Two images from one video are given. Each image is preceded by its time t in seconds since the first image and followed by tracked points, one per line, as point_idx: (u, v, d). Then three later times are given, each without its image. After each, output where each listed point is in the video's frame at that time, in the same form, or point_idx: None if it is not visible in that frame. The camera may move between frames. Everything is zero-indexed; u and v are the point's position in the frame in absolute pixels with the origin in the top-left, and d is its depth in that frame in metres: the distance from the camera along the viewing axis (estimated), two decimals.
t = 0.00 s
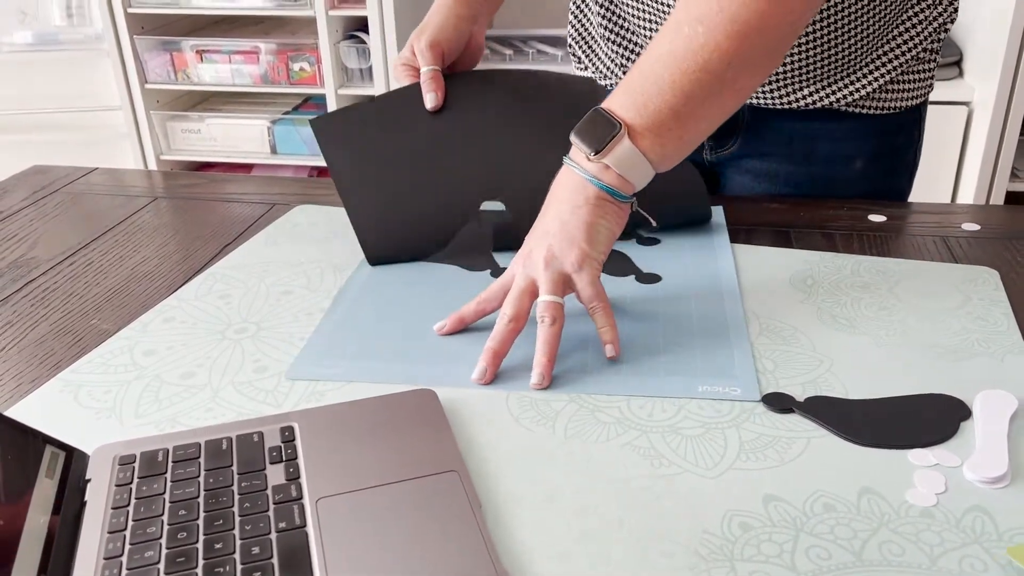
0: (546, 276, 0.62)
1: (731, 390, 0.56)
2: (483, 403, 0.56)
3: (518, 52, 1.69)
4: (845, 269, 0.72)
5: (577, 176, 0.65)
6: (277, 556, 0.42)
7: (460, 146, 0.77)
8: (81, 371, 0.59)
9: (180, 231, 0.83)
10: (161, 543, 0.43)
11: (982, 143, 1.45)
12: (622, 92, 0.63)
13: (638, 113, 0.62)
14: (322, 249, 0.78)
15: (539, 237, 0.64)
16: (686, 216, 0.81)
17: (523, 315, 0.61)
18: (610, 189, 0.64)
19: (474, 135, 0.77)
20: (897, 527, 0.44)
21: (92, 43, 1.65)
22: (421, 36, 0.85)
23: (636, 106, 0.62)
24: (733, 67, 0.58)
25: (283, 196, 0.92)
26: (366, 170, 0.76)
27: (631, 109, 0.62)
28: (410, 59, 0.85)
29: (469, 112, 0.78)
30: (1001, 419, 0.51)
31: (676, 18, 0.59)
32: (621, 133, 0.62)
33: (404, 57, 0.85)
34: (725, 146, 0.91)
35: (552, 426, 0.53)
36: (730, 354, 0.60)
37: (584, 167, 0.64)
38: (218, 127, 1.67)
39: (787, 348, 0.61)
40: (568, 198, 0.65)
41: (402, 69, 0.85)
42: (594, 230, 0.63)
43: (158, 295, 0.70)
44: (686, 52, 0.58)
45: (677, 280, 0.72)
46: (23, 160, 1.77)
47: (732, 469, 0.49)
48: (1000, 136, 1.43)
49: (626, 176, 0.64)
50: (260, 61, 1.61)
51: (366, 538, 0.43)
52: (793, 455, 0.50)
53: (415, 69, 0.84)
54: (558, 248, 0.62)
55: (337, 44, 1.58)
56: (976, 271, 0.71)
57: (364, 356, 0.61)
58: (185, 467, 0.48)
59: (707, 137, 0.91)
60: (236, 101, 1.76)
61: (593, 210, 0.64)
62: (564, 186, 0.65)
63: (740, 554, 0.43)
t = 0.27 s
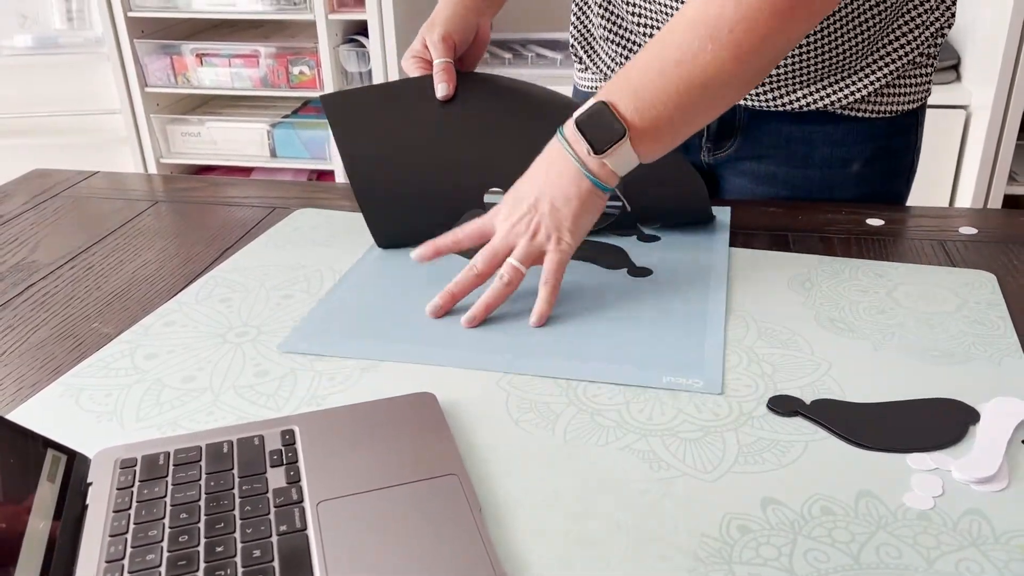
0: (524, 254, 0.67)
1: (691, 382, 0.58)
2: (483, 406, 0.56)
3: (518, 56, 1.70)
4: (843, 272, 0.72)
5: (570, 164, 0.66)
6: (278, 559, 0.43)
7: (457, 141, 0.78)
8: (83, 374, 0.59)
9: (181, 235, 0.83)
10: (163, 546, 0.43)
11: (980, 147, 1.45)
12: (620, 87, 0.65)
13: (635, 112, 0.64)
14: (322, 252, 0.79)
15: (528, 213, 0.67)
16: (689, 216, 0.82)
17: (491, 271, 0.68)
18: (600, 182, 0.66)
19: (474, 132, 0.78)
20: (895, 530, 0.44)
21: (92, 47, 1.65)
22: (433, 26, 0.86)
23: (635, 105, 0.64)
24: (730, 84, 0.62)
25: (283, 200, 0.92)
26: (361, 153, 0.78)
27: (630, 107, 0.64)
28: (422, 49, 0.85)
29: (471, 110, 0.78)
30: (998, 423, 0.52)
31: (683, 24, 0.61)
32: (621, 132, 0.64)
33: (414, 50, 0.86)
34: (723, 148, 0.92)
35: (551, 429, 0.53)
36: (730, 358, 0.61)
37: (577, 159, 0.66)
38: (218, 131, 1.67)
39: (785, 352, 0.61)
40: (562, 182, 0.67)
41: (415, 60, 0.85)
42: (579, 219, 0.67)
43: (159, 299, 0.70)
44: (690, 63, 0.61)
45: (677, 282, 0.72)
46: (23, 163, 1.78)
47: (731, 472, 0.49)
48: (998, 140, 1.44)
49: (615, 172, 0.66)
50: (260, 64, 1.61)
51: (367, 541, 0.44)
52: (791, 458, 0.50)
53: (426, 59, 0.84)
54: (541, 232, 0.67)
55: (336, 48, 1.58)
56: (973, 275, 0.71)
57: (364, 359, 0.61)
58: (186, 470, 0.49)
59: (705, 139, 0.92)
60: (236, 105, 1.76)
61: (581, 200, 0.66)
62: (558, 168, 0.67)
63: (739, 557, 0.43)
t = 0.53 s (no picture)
0: (523, 266, 0.68)
1: (721, 386, 0.58)
2: (485, 409, 0.56)
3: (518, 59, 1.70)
4: (843, 274, 0.73)
5: (563, 179, 0.71)
6: (281, 561, 0.43)
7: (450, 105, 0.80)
8: (85, 377, 0.59)
9: (182, 238, 0.83)
10: (166, 549, 0.44)
11: (979, 150, 1.46)
12: (606, 102, 0.69)
13: (622, 124, 0.68)
14: (322, 255, 0.79)
15: (521, 226, 0.71)
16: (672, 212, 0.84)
17: (491, 291, 0.68)
18: (592, 195, 0.70)
19: (467, 94, 0.80)
20: (896, 532, 0.45)
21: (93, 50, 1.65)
22: None
23: (621, 117, 0.68)
24: (711, 88, 0.65)
25: (284, 203, 0.92)
26: (355, 112, 0.80)
27: (615, 118, 0.68)
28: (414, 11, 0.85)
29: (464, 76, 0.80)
30: (999, 426, 0.52)
31: (659, 36, 0.65)
32: (607, 143, 0.68)
33: (408, 12, 0.86)
34: (721, 149, 0.92)
35: (553, 432, 0.54)
36: (731, 360, 0.61)
37: (570, 173, 0.70)
38: (218, 134, 1.68)
39: (785, 354, 0.61)
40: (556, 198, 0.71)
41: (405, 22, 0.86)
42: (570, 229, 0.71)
43: (161, 302, 0.70)
44: (668, 71, 0.65)
45: (676, 285, 0.72)
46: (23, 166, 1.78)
47: (732, 474, 0.49)
48: (997, 142, 1.44)
49: (606, 183, 0.70)
50: (260, 67, 1.61)
51: (369, 543, 0.44)
52: (792, 460, 0.50)
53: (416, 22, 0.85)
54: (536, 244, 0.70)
55: (337, 52, 1.58)
56: (973, 277, 0.71)
57: (363, 362, 0.61)
58: (189, 473, 0.49)
59: (704, 140, 0.93)
60: (237, 107, 1.77)
61: (574, 213, 0.71)
62: (553, 184, 0.72)
63: (740, 559, 0.43)
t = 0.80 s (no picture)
0: (523, 269, 0.69)
1: (731, 382, 0.58)
2: (486, 410, 0.56)
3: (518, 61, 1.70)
4: (843, 276, 0.73)
5: (560, 180, 0.71)
6: (282, 562, 0.43)
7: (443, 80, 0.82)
8: (85, 379, 0.59)
9: (182, 240, 0.83)
10: (167, 550, 0.44)
11: (979, 152, 1.46)
12: (603, 103, 0.69)
13: (618, 125, 0.68)
14: (322, 256, 0.79)
15: (519, 228, 0.71)
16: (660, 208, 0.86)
17: (491, 293, 0.68)
18: (589, 196, 0.71)
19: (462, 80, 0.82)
20: (897, 532, 0.45)
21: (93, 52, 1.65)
22: None
23: (617, 118, 0.68)
24: (707, 89, 0.65)
25: (285, 204, 0.92)
26: (349, 85, 0.82)
27: (612, 119, 0.68)
28: None
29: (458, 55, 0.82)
30: (1000, 427, 0.52)
31: (655, 38, 0.65)
32: (604, 144, 0.68)
33: None
34: (720, 149, 0.93)
35: (554, 433, 0.54)
36: (731, 360, 0.61)
37: (567, 174, 0.71)
38: (218, 136, 1.68)
39: (785, 356, 0.61)
40: (553, 199, 0.71)
41: None
42: (569, 230, 0.71)
43: (162, 304, 0.70)
44: (664, 72, 0.65)
45: (676, 285, 0.72)
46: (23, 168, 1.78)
47: (733, 474, 0.49)
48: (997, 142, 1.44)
49: (604, 185, 0.71)
50: (260, 70, 1.61)
51: (370, 543, 0.44)
52: (792, 460, 0.50)
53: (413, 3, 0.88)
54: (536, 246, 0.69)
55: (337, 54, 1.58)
56: (973, 278, 0.71)
57: (364, 363, 0.61)
58: (190, 474, 0.49)
59: (702, 141, 0.94)
60: (236, 110, 1.77)
61: (573, 214, 0.71)
62: (550, 185, 0.72)
63: (741, 559, 0.43)
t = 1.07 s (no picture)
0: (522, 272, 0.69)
1: (730, 387, 0.58)
2: (484, 415, 0.56)
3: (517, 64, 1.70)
4: (841, 280, 0.73)
5: (558, 184, 0.71)
6: (278, 569, 0.43)
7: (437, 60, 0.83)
8: (82, 385, 0.59)
9: (180, 244, 0.83)
10: (164, 557, 0.43)
11: (977, 155, 1.46)
12: (598, 107, 0.69)
13: (614, 129, 0.68)
14: (320, 260, 0.79)
15: (517, 232, 0.71)
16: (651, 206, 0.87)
17: (488, 297, 0.68)
18: (586, 200, 0.71)
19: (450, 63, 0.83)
20: (895, 539, 0.45)
21: (91, 55, 1.65)
22: None
23: (613, 122, 0.68)
24: (702, 92, 0.65)
25: (283, 208, 0.92)
26: (343, 57, 0.83)
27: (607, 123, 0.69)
28: None
29: (454, 35, 0.82)
30: (999, 434, 0.52)
31: (650, 41, 0.65)
32: (600, 149, 0.68)
33: None
34: (720, 152, 0.94)
35: (553, 438, 0.54)
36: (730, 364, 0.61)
37: (564, 178, 0.71)
38: (216, 139, 1.68)
39: (784, 360, 0.61)
40: (550, 202, 0.71)
41: None
42: (568, 232, 0.71)
43: (159, 308, 0.70)
44: (659, 76, 0.65)
45: (674, 290, 0.72)
46: (21, 172, 1.77)
47: (731, 480, 0.49)
48: (994, 146, 1.44)
49: (600, 188, 0.71)
50: (258, 73, 1.61)
51: (367, 550, 0.44)
52: (791, 466, 0.50)
53: None
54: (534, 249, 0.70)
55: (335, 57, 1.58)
56: (971, 283, 0.71)
57: (363, 368, 0.61)
58: (186, 480, 0.49)
59: (703, 144, 0.95)
60: (235, 113, 1.77)
61: (570, 217, 0.71)
62: (547, 189, 0.72)
63: (739, 565, 0.43)
